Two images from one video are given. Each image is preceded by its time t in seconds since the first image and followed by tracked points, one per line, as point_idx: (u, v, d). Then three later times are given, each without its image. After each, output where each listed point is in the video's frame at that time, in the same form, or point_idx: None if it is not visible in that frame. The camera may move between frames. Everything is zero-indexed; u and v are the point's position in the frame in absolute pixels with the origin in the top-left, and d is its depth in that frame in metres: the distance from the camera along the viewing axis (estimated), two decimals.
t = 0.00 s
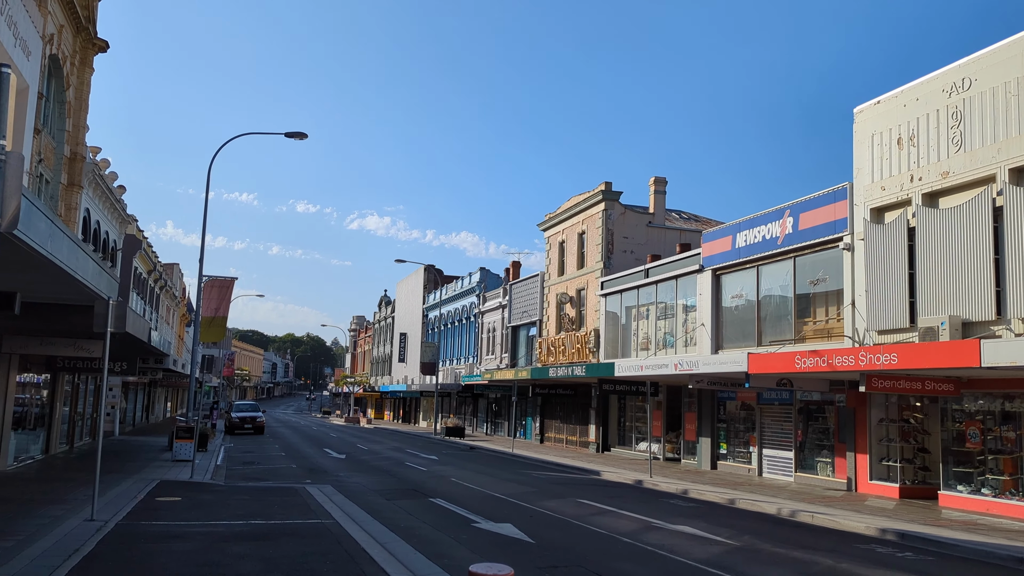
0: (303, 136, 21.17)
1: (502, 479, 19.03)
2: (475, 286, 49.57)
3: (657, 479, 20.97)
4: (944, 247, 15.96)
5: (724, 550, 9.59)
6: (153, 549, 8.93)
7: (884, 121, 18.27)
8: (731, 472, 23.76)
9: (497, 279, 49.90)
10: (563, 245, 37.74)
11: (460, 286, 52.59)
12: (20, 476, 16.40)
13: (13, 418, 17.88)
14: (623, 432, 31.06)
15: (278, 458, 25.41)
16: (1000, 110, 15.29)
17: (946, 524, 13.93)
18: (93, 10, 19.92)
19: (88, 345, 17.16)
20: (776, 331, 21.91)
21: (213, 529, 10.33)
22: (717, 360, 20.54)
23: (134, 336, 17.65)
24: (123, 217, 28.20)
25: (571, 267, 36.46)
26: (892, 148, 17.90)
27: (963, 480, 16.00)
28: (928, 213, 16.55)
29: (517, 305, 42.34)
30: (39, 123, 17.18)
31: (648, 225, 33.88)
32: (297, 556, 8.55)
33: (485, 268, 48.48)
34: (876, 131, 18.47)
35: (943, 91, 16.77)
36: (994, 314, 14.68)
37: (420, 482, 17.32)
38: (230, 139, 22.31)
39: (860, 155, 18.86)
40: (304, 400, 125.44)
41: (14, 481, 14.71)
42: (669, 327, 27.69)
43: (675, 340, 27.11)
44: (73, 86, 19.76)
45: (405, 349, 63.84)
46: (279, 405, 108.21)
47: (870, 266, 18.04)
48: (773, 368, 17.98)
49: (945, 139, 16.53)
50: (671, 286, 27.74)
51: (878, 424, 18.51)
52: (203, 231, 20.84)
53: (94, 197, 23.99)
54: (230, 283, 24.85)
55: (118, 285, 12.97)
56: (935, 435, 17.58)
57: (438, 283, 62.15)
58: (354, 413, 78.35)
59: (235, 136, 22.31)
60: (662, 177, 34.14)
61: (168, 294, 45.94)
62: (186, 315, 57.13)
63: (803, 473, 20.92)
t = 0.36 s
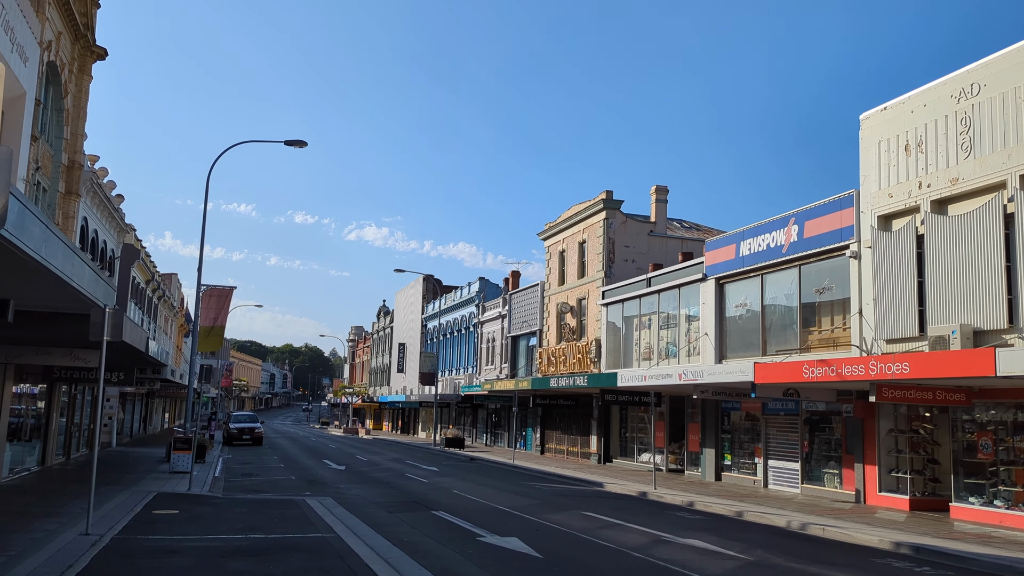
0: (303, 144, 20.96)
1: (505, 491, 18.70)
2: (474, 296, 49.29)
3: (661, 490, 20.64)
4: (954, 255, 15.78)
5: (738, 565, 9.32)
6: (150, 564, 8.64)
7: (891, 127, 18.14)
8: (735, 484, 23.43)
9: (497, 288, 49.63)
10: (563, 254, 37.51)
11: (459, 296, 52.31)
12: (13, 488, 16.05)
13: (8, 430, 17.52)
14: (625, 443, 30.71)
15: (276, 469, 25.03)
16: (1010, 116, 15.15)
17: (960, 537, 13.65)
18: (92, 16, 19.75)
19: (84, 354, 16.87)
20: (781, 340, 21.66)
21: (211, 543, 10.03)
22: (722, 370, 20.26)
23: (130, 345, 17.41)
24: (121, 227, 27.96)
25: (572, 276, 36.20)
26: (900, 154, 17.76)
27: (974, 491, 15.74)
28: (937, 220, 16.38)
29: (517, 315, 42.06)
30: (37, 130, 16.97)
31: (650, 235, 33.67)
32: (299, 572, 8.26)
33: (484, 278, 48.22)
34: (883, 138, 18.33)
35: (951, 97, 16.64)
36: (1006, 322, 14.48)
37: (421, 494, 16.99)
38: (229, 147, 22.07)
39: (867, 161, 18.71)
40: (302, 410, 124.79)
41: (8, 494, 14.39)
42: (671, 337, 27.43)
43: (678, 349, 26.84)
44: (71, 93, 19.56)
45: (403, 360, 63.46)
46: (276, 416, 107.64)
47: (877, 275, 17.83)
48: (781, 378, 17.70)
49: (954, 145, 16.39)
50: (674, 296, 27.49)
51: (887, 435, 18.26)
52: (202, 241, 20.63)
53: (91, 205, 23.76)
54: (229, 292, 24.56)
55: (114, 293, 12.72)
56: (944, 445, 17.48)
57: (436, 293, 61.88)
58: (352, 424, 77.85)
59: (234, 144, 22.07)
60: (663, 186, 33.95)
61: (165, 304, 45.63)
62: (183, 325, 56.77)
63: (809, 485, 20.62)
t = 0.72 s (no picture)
0: (314, 143, 20.80)
1: (518, 495, 18.46)
2: (485, 299, 49.10)
3: (677, 495, 20.33)
4: (978, 255, 15.46)
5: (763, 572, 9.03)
6: (159, 569, 8.45)
7: (912, 126, 17.84)
8: (751, 488, 23.09)
9: (508, 291, 49.40)
10: (575, 256, 37.25)
11: (470, 299, 52.13)
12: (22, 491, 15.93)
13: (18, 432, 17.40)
14: (638, 447, 30.40)
15: (287, 472, 24.89)
16: None
17: (987, 544, 13.29)
18: (103, 15, 19.72)
19: (92, 355, 16.79)
20: (798, 342, 21.31)
21: (222, 547, 9.85)
22: (739, 372, 19.94)
23: (140, 347, 17.30)
24: (132, 228, 27.96)
25: (584, 278, 35.92)
26: (921, 153, 17.46)
27: (998, 496, 15.31)
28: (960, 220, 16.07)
29: (528, 317, 41.84)
30: (47, 129, 16.91)
31: (663, 236, 33.37)
32: None
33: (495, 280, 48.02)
34: (904, 136, 18.02)
35: (973, 94, 16.32)
36: None
37: (434, 498, 16.77)
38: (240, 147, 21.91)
39: (887, 160, 18.40)
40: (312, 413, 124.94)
41: (16, 496, 14.25)
42: (685, 339, 27.12)
43: (692, 352, 26.52)
44: (81, 92, 19.53)
45: (413, 363, 63.33)
46: (287, 419, 107.88)
47: (898, 275, 17.49)
48: (801, 380, 17.38)
49: (977, 143, 16.08)
50: (688, 298, 27.17)
51: (909, 438, 17.88)
52: (212, 242, 20.49)
53: (102, 206, 23.72)
54: (238, 294, 24.49)
55: (123, 292, 12.57)
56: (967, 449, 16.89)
57: (446, 295, 61.73)
58: (362, 427, 77.82)
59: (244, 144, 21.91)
60: (677, 187, 33.62)
61: (176, 307, 45.76)
62: (194, 328, 56.92)
63: (828, 490, 20.26)
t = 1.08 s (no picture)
0: (336, 140, 20.69)
1: (542, 494, 18.26)
2: (506, 296, 48.93)
3: (702, 496, 20.00)
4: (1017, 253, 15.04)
5: None
6: (183, 568, 8.36)
7: (947, 120, 17.40)
8: (779, 489, 22.70)
9: (529, 289, 49.19)
10: (597, 254, 36.92)
11: (491, 297, 51.97)
12: (46, 486, 16.01)
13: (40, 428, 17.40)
14: (661, 446, 30.07)
15: (310, 470, 24.88)
16: None
17: None
18: (125, 10, 19.73)
19: (114, 351, 16.83)
20: (827, 341, 20.89)
21: (245, 547, 9.75)
22: (767, 371, 19.57)
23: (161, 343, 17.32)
24: (154, 225, 28.08)
25: (606, 276, 35.60)
26: (956, 148, 17.02)
27: None
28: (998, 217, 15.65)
29: (549, 316, 41.59)
30: (70, 123, 16.94)
31: (687, 233, 32.97)
32: None
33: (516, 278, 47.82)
34: (938, 131, 17.58)
35: (1011, 86, 15.86)
36: None
37: (457, 497, 16.62)
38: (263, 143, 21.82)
39: (920, 156, 17.97)
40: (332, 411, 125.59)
41: (39, 493, 14.28)
42: (710, 338, 26.74)
43: (718, 351, 26.14)
44: (104, 88, 19.56)
45: (433, 360, 63.33)
46: (308, 416, 108.48)
47: (932, 273, 17.06)
48: (832, 379, 16.99)
49: (1016, 137, 15.63)
50: (713, 296, 26.78)
51: (942, 441, 17.44)
52: (233, 240, 20.47)
53: (125, 202, 23.80)
54: (259, 291, 24.20)
55: (145, 287, 12.52)
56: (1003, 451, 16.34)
57: (467, 293, 61.60)
58: (383, 424, 78.01)
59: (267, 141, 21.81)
60: (702, 184, 33.20)
61: (198, 303, 46.06)
62: (216, 325, 57.30)
63: (858, 492, 19.84)
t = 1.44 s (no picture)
0: (356, 133, 20.52)
1: (565, 492, 18.03)
2: (525, 292, 48.70)
3: (727, 494, 19.65)
4: None
5: None
6: (204, 567, 8.21)
7: (979, 110, 16.93)
8: (805, 487, 22.28)
9: (548, 284, 48.93)
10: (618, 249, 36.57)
11: (510, 292, 51.76)
12: (65, 482, 15.99)
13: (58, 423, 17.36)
14: (683, 443, 29.71)
15: (330, 466, 24.80)
16: None
17: None
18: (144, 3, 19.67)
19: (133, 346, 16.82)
20: (855, 337, 20.44)
21: (267, 546, 9.60)
22: (794, 367, 19.15)
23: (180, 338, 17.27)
24: (173, 220, 28.11)
25: (627, 271, 35.24)
26: (989, 138, 16.55)
27: None
28: None
29: (569, 311, 41.30)
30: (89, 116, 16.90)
31: (709, 228, 32.55)
32: None
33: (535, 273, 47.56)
34: (970, 121, 17.12)
35: None
36: None
37: (480, 494, 16.42)
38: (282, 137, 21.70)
39: (952, 147, 17.50)
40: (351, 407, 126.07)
41: (59, 489, 14.25)
42: (733, 334, 26.33)
43: (741, 346, 25.73)
44: (123, 81, 19.51)
45: (451, 356, 63.26)
46: (326, 412, 108.94)
47: (966, 266, 16.60)
48: (863, 375, 16.59)
49: None
50: (736, 291, 26.37)
51: (974, 438, 16.98)
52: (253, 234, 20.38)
53: (144, 197, 23.81)
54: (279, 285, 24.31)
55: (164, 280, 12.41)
56: None
57: (485, 289, 61.42)
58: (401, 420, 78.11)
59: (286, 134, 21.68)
60: (724, 178, 32.75)
61: (216, 299, 46.23)
62: (235, 321, 57.56)
63: (887, 491, 19.41)
